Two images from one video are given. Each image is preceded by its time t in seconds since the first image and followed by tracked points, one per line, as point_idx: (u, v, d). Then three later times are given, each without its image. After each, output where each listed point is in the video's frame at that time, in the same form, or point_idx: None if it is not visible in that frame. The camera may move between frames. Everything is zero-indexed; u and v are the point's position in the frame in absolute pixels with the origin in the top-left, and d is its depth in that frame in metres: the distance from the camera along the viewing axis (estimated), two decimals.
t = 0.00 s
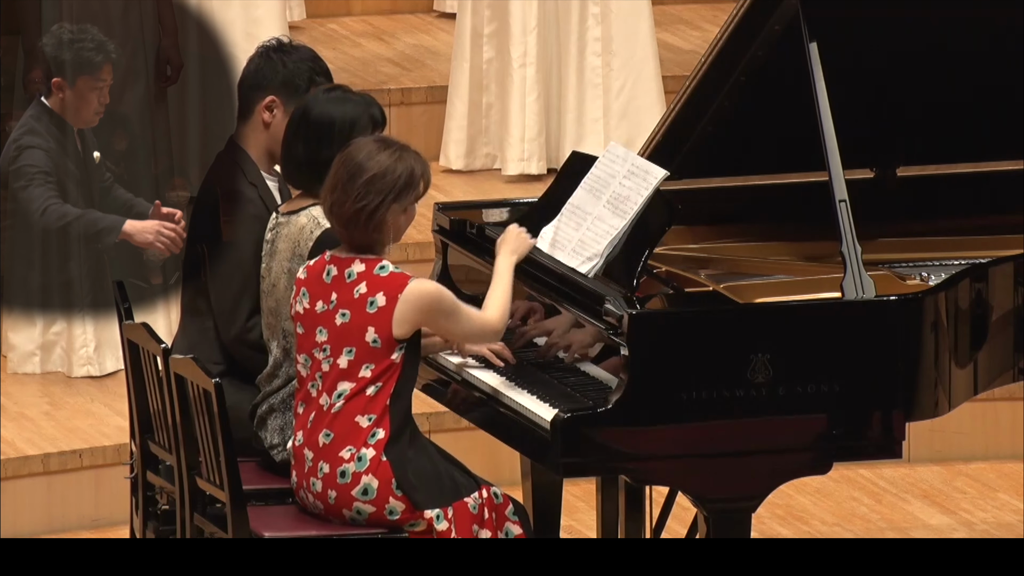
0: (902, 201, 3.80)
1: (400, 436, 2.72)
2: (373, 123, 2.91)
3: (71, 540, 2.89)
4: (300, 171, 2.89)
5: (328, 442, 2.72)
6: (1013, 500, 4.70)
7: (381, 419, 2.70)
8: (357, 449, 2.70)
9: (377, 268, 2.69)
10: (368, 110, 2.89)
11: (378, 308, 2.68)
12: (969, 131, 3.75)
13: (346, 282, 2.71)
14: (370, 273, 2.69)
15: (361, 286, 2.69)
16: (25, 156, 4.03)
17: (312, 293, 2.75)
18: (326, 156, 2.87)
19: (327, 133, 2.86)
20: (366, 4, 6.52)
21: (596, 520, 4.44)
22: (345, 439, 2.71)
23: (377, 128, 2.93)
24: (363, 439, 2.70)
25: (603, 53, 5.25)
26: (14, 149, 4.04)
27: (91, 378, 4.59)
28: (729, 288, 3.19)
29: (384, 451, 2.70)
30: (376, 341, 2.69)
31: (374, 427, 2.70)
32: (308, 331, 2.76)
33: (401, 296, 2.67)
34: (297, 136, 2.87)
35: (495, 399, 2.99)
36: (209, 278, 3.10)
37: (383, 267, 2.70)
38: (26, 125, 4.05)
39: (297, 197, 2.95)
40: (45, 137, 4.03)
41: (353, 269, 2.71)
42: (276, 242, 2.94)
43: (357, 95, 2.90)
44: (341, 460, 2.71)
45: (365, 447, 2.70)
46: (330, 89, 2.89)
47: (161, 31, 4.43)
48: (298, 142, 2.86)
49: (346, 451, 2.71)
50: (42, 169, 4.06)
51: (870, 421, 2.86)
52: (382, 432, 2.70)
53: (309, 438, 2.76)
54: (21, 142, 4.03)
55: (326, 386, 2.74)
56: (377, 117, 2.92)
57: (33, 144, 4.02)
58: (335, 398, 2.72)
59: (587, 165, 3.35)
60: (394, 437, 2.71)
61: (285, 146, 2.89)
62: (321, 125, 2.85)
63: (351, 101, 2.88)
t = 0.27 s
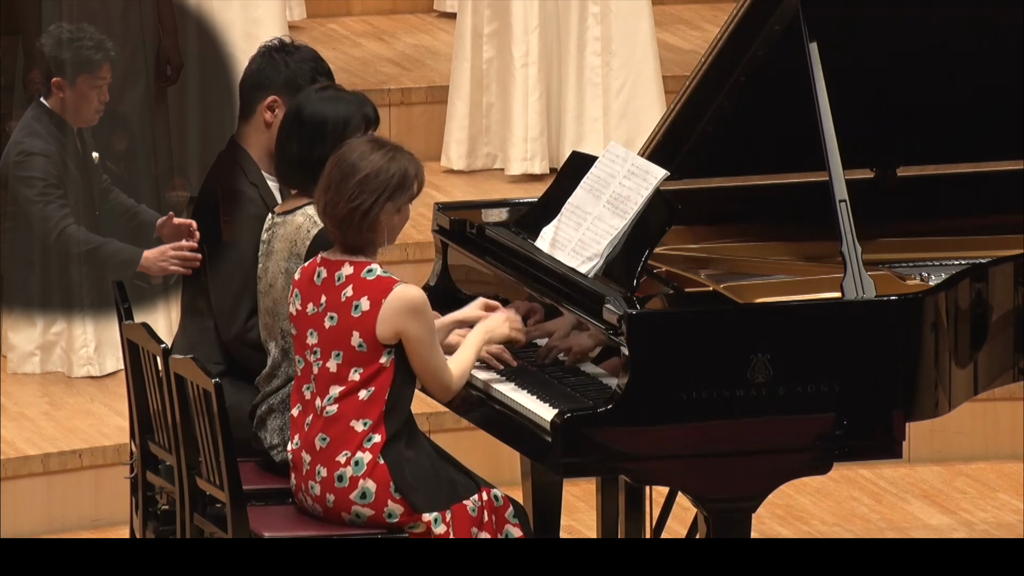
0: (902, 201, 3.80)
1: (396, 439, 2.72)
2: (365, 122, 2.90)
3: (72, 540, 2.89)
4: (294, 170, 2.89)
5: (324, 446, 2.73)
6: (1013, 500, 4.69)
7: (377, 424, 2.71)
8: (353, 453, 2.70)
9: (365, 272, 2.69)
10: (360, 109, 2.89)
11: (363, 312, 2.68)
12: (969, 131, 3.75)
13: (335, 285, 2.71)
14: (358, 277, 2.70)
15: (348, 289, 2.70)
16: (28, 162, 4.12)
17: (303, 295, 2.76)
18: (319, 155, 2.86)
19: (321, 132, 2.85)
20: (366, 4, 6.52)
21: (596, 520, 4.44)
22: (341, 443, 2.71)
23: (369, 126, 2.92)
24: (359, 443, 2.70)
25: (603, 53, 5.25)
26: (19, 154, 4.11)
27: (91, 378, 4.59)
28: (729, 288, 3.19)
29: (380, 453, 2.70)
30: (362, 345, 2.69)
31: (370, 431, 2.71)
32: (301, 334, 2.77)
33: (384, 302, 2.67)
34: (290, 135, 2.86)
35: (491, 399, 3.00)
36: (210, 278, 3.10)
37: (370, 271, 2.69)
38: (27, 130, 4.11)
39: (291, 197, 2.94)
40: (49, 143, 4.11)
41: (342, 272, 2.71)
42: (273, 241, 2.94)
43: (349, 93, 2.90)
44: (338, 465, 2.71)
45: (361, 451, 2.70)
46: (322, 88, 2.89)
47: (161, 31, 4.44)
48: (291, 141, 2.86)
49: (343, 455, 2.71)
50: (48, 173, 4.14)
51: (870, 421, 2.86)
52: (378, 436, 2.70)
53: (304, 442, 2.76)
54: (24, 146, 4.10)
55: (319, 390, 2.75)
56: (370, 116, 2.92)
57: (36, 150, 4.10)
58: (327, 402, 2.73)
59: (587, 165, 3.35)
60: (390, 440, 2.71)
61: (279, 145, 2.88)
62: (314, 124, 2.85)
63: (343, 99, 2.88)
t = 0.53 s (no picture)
0: (902, 201, 3.80)
1: (395, 439, 2.72)
2: (362, 121, 2.90)
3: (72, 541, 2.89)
4: (290, 170, 2.89)
5: (322, 445, 2.73)
6: (1013, 500, 4.69)
7: (374, 424, 2.71)
8: (351, 452, 2.70)
9: (362, 274, 2.70)
10: (357, 109, 2.89)
11: (358, 315, 2.68)
12: (969, 131, 3.74)
13: (332, 286, 2.71)
14: (354, 278, 2.70)
15: (345, 290, 2.70)
16: (27, 160, 4.07)
17: (302, 296, 2.77)
18: (315, 154, 2.86)
19: (317, 131, 2.85)
20: (366, 4, 6.52)
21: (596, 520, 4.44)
22: (339, 443, 2.71)
23: (365, 126, 2.92)
24: (356, 443, 2.70)
25: (602, 52, 5.25)
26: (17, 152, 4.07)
27: (91, 378, 4.59)
28: (730, 288, 3.19)
29: (379, 453, 2.70)
30: (358, 348, 2.69)
31: (368, 431, 2.71)
32: (298, 334, 2.78)
33: (380, 304, 2.67)
34: (287, 135, 2.86)
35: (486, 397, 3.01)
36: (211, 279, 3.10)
37: (367, 273, 2.70)
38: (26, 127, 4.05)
39: (288, 198, 2.94)
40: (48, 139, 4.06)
41: (340, 274, 2.71)
42: (270, 242, 2.93)
43: (345, 93, 2.90)
44: (337, 464, 2.71)
45: (359, 451, 2.70)
46: (318, 88, 2.89)
47: (161, 31, 4.44)
48: (288, 141, 2.86)
49: (341, 455, 2.71)
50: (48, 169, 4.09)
51: (870, 420, 2.86)
52: (376, 435, 2.71)
53: (303, 442, 2.76)
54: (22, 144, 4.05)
55: (316, 390, 2.75)
56: (366, 115, 2.92)
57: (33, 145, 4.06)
58: (324, 402, 2.73)
59: (586, 165, 3.35)
60: (389, 440, 2.71)
61: (276, 145, 2.88)
62: (310, 124, 2.85)
63: (339, 100, 2.88)
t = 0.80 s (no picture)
0: (902, 201, 3.80)
1: (394, 438, 2.72)
2: (360, 123, 2.90)
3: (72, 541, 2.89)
4: (288, 170, 2.89)
5: (322, 445, 2.73)
6: (1013, 500, 4.69)
7: (373, 423, 2.71)
8: (351, 452, 2.70)
9: (360, 274, 2.69)
10: (355, 111, 2.90)
11: (357, 315, 2.68)
12: (969, 131, 3.74)
13: (331, 286, 2.71)
14: (353, 279, 2.69)
15: (344, 290, 2.70)
16: (28, 150, 4.04)
17: (302, 295, 2.76)
18: (313, 154, 2.87)
19: (315, 132, 2.85)
20: (366, 4, 6.52)
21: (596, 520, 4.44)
22: (338, 443, 2.71)
23: (364, 128, 2.93)
24: (356, 442, 2.70)
25: (602, 52, 5.25)
26: (16, 144, 4.06)
27: (91, 378, 4.60)
28: (729, 288, 3.19)
29: (379, 452, 2.70)
30: (356, 348, 2.69)
31: (367, 430, 2.71)
32: (297, 333, 2.78)
33: (379, 305, 2.67)
34: (286, 134, 2.86)
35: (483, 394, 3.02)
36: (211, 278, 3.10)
37: (365, 274, 2.69)
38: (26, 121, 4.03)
39: (284, 198, 2.94)
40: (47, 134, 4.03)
41: (339, 274, 2.71)
42: (265, 243, 2.93)
43: (343, 95, 2.91)
44: (336, 464, 2.71)
45: (359, 450, 2.70)
46: (317, 89, 2.90)
47: (160, 31, 4.44)
48: (287, 140, 2.86)
49: (340, 454, 2.71)
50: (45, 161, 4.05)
51: (870, 420, 2.86)
52: (376, 434, 2.71)
53: (303, 441, 2.76)
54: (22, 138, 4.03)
55: (315, 390, 2.75)
56: (364, 118, 2.93)
57: (31, 137, 4.02)
58: (323, 401, 2.73)
59: (586, 165, 3.35)
60: (388, 439, 2.71)
61: (273, 144, 2.88)
62: (309, 124, 2.85)
63: (338, 101, 2.88)
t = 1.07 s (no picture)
0: (902, 201, 3.80)
1: (393, 438, 2.72)
2: (359, 126, 2.91)
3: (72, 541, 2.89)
4: (284, 170, 2.89)
5: (321, 445, 2.73)
6: (1013, 499, 4.69)
7: (372, 422, 2.71)
8: (350, 452, 2.70)
9: (361, 274, 2.69)
10: (354, 113, 2.90)
11: (356, 315, 2.68)
12: (969, 131, 3.74)
13: (332, 286, 2.71)
14: (354, 278, 2.69)
15: (344, 290, 2.70)
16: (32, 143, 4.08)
17: (302, 294, 2.76)
18: (311, 155, 2.87)
19: (314, 132, 2.85)
20: (366, 4, 6.52)
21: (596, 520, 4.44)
22: (338, 443, 2.71)
23: (362, 130, 2.93)
24: (355, 442, 2.70)
25: (602, 52, 5.25)
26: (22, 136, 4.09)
27: (91, 378, 4.60)
28: (729, 288, 3.18)
29: (378, 452, 2.70)
30: (356, 348, 2.69)
31: (367, 430, 2.70)
32: (297, 332, 2.78)
33: (379, 305, 2.66)
34: (284, 134, 2.86)
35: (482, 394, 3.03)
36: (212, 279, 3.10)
37: (366, 274, 2.69)
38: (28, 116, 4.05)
39: (281, 199, 2.94)
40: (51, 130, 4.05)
41: (340, 274, 2.71)
42: (262, 243, 2.92)
43: (342, 96, 2.91)
44: (336, 464, 2.71)
45: (359, 450, 2.70)
46: (315, 90, 2.90)
47: (160, 31, 4.44)
48: (284, 140, 2.85)
49: (340, 454, 2.71)
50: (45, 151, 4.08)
51: (871, 420, 2.86)
52: (375, 434, 2.71)
53: (303, 441, 2.76)
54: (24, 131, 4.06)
55: (314, 390, 2.75)
56: (362, 120, 2.93)
57: (32, 130, 4.05)
58: (322, 401, 2.73)
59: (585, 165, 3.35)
60: (388, 439, 2.72)
61: (271, 144, 2.88)
62: (308, 125, 2.85)
63: (337, 102, 2.89)
